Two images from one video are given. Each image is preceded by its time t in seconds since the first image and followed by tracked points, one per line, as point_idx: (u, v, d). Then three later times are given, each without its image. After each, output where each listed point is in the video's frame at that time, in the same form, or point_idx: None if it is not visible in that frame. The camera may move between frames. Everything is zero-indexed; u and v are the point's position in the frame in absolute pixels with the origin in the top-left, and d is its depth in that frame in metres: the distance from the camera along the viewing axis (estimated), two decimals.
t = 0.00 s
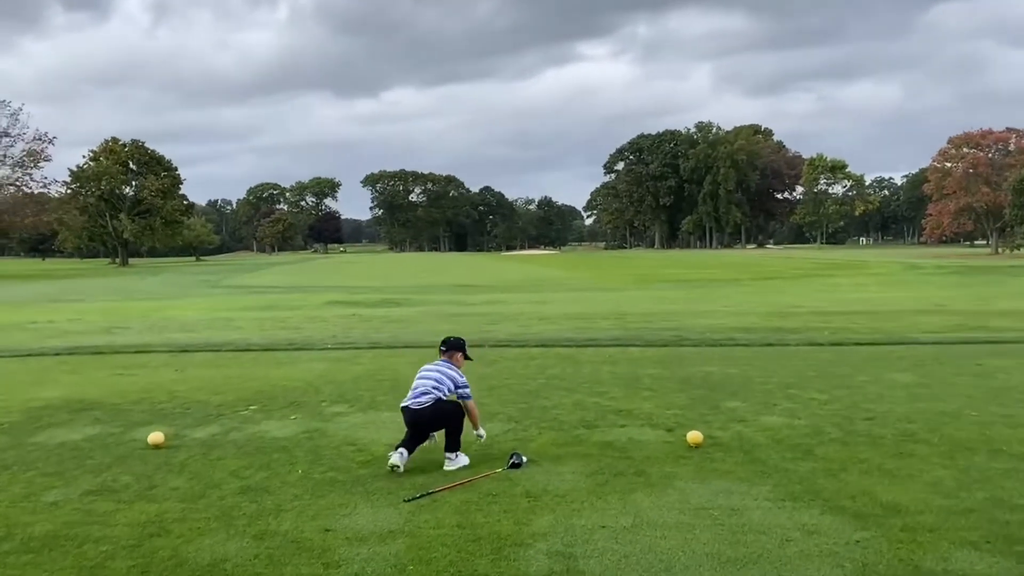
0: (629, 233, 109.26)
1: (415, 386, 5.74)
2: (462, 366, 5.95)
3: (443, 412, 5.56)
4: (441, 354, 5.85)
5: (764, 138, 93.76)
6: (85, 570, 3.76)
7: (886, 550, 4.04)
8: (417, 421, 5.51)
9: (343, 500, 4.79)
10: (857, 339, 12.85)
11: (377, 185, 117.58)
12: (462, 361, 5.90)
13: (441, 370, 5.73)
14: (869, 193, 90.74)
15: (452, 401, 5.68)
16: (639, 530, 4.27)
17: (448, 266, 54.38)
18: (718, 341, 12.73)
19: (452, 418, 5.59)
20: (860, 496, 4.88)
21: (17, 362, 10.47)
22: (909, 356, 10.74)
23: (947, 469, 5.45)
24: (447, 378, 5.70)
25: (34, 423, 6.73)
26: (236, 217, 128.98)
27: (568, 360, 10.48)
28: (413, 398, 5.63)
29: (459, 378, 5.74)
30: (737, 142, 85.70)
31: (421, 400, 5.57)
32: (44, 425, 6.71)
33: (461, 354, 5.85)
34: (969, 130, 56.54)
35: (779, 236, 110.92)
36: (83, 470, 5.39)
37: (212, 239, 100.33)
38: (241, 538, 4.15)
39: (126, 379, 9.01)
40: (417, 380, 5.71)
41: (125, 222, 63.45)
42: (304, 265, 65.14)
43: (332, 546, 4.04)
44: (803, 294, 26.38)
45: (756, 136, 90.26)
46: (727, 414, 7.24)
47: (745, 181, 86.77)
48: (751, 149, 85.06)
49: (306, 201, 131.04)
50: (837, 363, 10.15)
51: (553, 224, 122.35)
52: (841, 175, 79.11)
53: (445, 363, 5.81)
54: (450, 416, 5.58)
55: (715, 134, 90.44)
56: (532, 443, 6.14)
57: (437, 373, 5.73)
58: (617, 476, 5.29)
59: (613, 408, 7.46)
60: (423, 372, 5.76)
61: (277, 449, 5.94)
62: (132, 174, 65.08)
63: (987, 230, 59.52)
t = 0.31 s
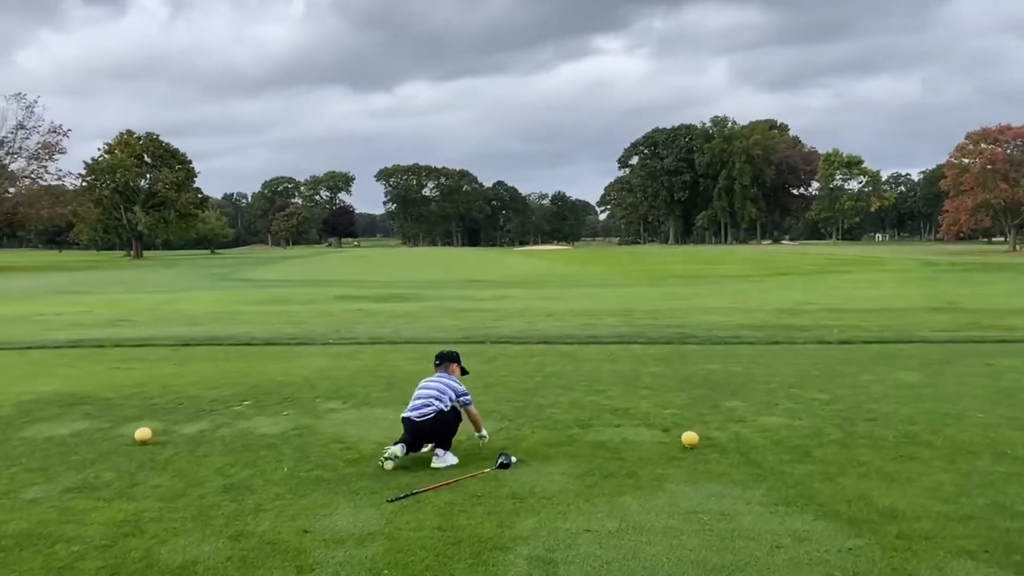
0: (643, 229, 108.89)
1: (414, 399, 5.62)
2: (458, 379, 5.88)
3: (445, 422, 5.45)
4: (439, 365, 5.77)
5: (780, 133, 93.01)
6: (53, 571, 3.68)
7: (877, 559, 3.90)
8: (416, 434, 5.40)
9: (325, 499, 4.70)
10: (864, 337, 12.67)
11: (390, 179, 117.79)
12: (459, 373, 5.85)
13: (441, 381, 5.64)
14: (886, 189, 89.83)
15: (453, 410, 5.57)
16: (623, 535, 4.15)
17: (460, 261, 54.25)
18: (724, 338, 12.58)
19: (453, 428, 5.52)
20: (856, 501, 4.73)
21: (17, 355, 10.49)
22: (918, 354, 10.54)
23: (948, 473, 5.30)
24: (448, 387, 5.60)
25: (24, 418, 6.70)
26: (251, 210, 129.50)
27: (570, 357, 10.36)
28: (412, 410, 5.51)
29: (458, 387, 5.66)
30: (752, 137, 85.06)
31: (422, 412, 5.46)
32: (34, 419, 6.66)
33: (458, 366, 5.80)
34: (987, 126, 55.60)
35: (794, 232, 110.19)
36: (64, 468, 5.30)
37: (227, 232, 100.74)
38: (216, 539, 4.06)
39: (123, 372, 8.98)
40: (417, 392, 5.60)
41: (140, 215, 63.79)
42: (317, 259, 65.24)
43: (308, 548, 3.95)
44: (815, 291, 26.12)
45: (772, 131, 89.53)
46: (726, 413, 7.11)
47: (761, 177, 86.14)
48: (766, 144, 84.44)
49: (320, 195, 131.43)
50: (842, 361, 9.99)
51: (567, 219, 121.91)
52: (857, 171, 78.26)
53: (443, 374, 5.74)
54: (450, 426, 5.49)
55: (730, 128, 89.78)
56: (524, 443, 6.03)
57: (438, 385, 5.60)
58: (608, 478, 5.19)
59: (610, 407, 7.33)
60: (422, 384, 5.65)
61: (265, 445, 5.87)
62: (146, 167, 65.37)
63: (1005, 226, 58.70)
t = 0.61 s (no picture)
0: (659, 222, 108.30)
1: (411, 390, 5.41)
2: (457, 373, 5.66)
3: (441, 415, 5.26)
4: (438, 357, 5.56)
5: (798, 126, 92.11)
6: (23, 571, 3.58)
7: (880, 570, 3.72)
8: (412, 426, 5.20)
9: (310, 498, 4.57)
10: (877, 333, 12.41)
11: (406, 172, 117.89)
12: (460, 367, 5.63)
13: (440, 372, 5.42)
14: (906, 184, 88.78)
15: (450, 405, 5.36)
16: (615, 539, 4.00)
17: (474, 254, 54.14)
18: (733, 334, 12.35)
19: (449, 424, 5.32)
20: (860, 505, 4.55)
21: (19, 346, 10.45)
22: (932, 352, 10.28)
23: (958, 477, 5.10)
24: (446, 379, 5.39)
25: (17, 410, 6.63)
26: (268, 203, 130.02)
27: (575, 352, 10.19)
28: (409, 401, 5.29)
29: (457, 380, 5.44)
30: (770, 130, 84.21)
31: (419, 403, 5.24)
32: (26, 412, 6.58)
33: (459, 359, 5.58)
34: (1009, 120, 54.86)
35: (812, 226, 109.23)
36: (49, 462, 5.21)
37: (243, 225, 101.13)
38: (195, 538, 3.94)
39: (123, 365, 8.90)
40: (416, 382, 5.39)
41: (156, 207, 64.13)
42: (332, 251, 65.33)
43: (287, 549, 3.83)
44: (830, 286, 25.78)
45: (790, 125, 88.63)
46: (731, 411, 6.92)
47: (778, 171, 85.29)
48: (784, 137, 83.58)
49: (336, 187, 131.74)
50: (853, 358, 9.77)
51: (582, 212, 121.44)
52: (876, 165, 77.29)
53: (442, 368, 5.53)
54: (448, 421, 5.30)
55: (747, 122, 88.91)
56: (520, 441, 5.88)
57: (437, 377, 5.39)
58: (603, 478, 5.02)
59: (612, 404, 7.16)
60: (420, 375, 5.42)
61: (255, 441, 5.74)
62: (164, 159, 65.59)
63: None
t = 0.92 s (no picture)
0: (674, 217, 107.78)
1: (409, 391, 5.25)
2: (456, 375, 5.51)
3: (439, 418, 5.09)
4: (437, 358, 5.40)
5: (814, 121, 91.35)
6: None
7: None
8: (407, 430, 5.03)
9: (299, 504, 4.44)
10: (891, 332, 12.17)
11: (421, 166, 118.05)
12: (460, 368, 5.47)
13: (438, 374, 5.27)
14: (923, 179, 87.92)
15: (448, 408, 5.21)
16: (611, 551, 3.83)
17: (487, 248, 54.08)
18: (743, 331, 12.16)
19: (447, 428, 5.16)
20: (868, 516, 4.36)
21: (23, 341, 10.42)
22: (946, 351, 10.06)
23: (972, 486, 4.89)
24: (444, 381, 5.22)
25: (12, 409, 6.56)
26: (283, 196, 130.53)
27: (581, 349, 10.03)
28: (405, 402, 5.13)
29: (455, 381, 5.27)
30: (786, 124, 83.54)
31: (417, 404, 5.09)
32: (18, 410, 6.49)
33: (458, 360, 5.43)
34: None
35: (828, 221, 108.35)
36: (38, 463, 5.11)
37: (258, 218, 101.48)
38: (175, 547, 3.81)
39: (124, 362, 8.83)
40: (413, 382, 5.24)
41: (172, 200, 64.39)
42: (346, 245, 65.47)
43: (269, 560, 3.69)
44: (844, 282, 25.50)
45: (807, 119, 87.86)
46: (737, 413, 6.76)
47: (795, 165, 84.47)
48: (801, 132, 82.82)
49: (351, 181, 132.05)
50: (866, 358, 9.54)
51: (597, 206, 120.97)
52: (894, 160, 76.43)
53: (440, 368, 5.37)
54: (446, 424, 5.14)
55: (764, 116, 88.18)
56: (520, 444, 5.72)
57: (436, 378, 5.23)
58: (603, 484, 4.86)
59: (616, 405, 6.99)
60: (418, 376, 5.27)
61: (247, 442, 5.64)
62: (180, 153, 65.82)
63: None
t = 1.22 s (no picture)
0: (688, 210, 107.19)
1: (399, 388, 5.08)
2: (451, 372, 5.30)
3: (429, 416, 4.92)
4: (430, 354, 5.21)
5: (830, 113, 90.42)
6: None
7: None
8: (396, 429, 4.86)
9: (282, 504, 4.32)
10: (902, 327, 11.93)
11: (434, 159, 118.07)
12: (453, 365, 5.29)
13: (429, 371, 5.08)
14: (941, 172, 86.84)
15: (439, 406, 5.03)
16: (598, 557, 3.68)
17: (498, 242, 53.86)
18: (751, 327, 11.95)
19: (438, 426, 4.99)
20: (869, 521, 4.19)
21: (25, 334, 10.38)
22: (959, 347, 9.82)
23: (981, 489, 4.70)
24: (435, 378, 5.04)
25: (3, 403, 6.48)
26: (297, 190, 130.97)
27: (585, 344, 9.87)
28: (395, 399, 4.95)
29: (447, 378, 5.09)
30: (801, 117, 82.63)
31: (406, 402, 4.92)
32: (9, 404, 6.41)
33: (452, 357, 5.24)
34: None
35: (844, 214, 107.40)
36: (21, 460, 5.02)
37: (272, 212, 101.76)
38: (148, 549, 3.70)
39: (121, 355, 8.75)
40: (403, 379, 5.06)
41: (185, 193, 64.59)
42: (359, 238, 65.47)
43: (242, 565, 3.56)
44: (858, 276, 25.17)
45: (823, 111, 86.94)
46: (741, 411, 6.57)
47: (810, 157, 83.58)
48: (817, 124, 81.97)
49: (365, 174, 132.26)
50: (876, 353, 9.33)
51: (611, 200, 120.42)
52: (910, 152, 75.46)
53: (433, 365, 5.19)
54: (436, 423, 4.97)
55: (779, 108, 87.36)
56: (514, 443, 5.57)
57: (427, 377, 5.04)
58: (596, 485, 4.70)
59: (615, 402, 6.82)
60: (409, 372, 5.09)
61: (235, 440, 5.51)
62: (193, 146, 65.99)
63: None
